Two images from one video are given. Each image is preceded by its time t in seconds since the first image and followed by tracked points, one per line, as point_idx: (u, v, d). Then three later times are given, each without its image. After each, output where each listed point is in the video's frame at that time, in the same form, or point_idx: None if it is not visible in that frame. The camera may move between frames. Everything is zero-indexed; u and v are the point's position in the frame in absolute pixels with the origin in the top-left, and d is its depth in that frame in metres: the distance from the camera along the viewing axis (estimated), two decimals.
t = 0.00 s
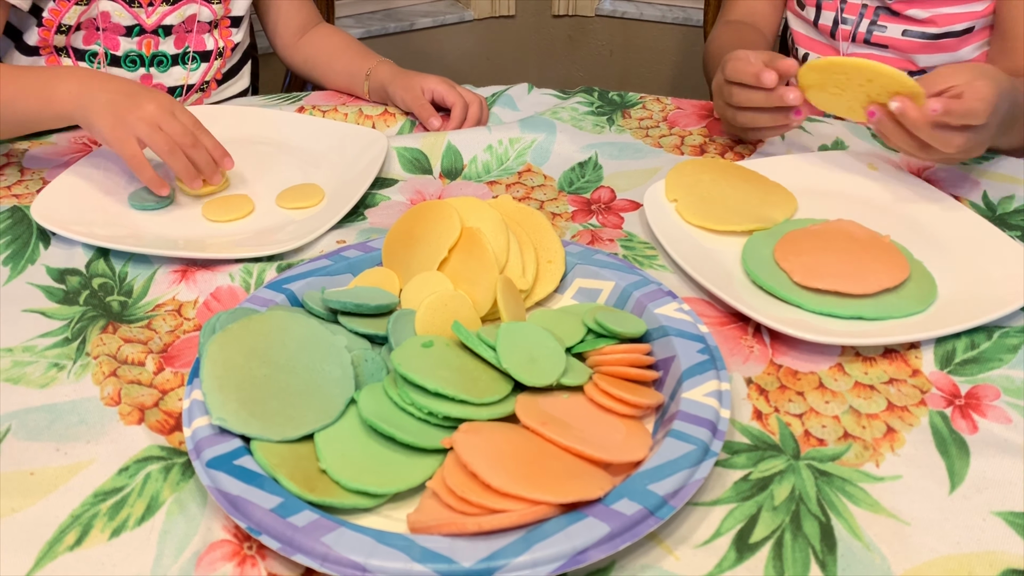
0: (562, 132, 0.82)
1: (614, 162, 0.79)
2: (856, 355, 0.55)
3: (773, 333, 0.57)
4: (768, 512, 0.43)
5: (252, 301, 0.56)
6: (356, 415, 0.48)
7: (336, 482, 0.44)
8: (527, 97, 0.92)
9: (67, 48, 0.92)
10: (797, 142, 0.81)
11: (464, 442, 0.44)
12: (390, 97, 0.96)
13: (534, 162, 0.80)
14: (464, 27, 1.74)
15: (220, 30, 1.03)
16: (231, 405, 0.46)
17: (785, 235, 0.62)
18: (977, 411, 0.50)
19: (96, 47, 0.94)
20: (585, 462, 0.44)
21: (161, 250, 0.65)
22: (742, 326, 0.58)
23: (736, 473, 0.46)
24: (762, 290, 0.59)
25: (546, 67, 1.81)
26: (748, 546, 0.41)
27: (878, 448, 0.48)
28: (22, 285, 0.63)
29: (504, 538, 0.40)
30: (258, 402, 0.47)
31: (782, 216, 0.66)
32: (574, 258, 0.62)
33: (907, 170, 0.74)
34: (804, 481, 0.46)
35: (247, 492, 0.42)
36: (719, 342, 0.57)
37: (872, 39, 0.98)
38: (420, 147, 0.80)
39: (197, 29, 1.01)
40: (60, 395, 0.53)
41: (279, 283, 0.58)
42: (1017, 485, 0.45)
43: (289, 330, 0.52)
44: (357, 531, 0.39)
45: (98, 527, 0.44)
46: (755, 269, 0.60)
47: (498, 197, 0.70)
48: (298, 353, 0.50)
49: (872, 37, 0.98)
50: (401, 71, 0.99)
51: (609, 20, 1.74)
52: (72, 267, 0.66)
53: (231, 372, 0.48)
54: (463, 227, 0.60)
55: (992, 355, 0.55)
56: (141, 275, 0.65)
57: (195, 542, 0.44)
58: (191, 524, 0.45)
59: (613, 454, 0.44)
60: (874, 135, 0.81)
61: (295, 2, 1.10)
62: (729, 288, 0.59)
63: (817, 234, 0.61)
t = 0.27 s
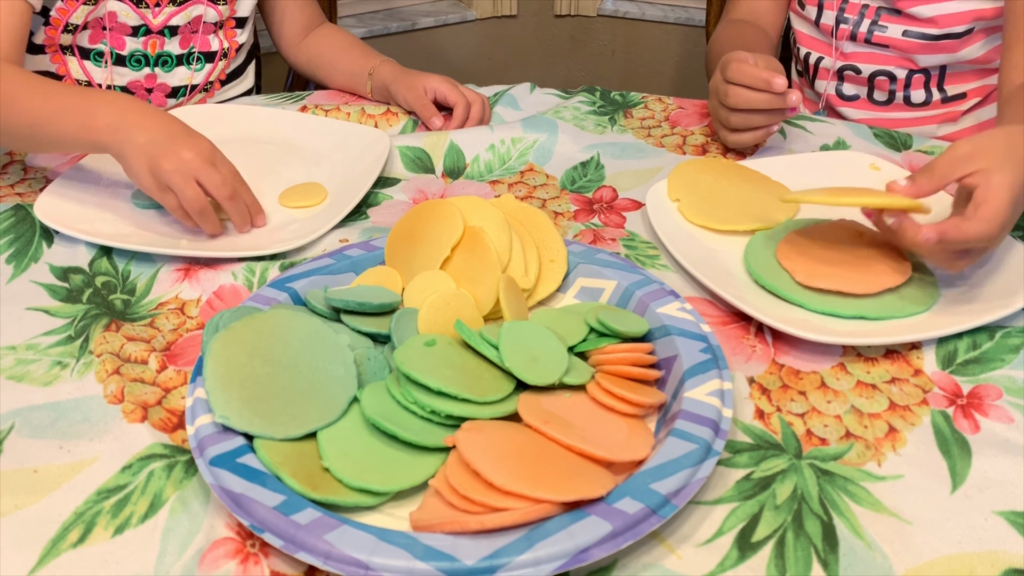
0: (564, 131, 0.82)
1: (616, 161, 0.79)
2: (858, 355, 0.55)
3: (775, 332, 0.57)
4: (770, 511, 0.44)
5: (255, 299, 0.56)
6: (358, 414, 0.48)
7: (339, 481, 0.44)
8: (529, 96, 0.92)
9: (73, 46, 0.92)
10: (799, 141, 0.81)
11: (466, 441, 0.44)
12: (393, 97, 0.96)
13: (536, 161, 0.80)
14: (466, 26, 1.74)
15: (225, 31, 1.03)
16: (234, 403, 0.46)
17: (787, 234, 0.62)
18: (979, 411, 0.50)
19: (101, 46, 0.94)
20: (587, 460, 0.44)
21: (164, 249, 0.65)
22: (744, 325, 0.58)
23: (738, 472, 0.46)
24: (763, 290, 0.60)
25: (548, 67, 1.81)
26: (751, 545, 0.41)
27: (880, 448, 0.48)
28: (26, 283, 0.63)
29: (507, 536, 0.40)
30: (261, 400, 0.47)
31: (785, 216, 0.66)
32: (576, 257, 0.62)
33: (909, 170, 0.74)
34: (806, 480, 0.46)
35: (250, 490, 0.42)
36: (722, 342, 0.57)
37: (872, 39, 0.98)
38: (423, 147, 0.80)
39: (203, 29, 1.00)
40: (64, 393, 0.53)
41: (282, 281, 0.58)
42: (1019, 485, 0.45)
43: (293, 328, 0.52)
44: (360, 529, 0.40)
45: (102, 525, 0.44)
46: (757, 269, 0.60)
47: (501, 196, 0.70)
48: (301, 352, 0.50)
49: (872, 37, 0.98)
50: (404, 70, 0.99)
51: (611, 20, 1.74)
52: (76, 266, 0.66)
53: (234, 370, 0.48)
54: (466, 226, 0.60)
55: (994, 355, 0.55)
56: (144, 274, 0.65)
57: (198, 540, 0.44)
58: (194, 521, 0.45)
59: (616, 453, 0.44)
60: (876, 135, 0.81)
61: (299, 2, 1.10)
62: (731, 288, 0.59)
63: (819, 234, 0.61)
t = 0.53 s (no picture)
0: (566, 132, 0.82)
1: (618, 162, 0.79)
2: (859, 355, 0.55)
3: (777, 333, 0.57)
4: (772, 511, 0.44)
5: (257, 298, 0.56)
6: (361, 413, 0.48)
7: (341, 480, 0.44)
8: (531, 97, 0.92)
9: (76, 50, 0.92)
10: (802, 142, 0.81)
11: (468, 440, 0.44)
12: (396, 97, 0.96)
13: (538, 162, 0.80)
14: (468, 27, 1.74)
15: (227, 34, 1.03)
16: (236, 402, 0.46)
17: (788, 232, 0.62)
18: (980, 412, 0.50)
19: (104, 50, 0.94)
20: (589, 460, 0.44)
21: (166, 248, 0.65)
22: (746, 326, 0.58)
23: (740, 473, 0.46)
24: (765, 291, 0.60)
25: (550, 68, 1.81)
26: (752, 545, 0.42)
27: (881, 448, 0.48)
28: (28, 282, 0.63)
29: (509, 535, 0.40)
30: (263, 398, 0.47)
31: (786, 217, 0.66)
32: (578, 258, 0.62)
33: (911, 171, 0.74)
34: (807, 481, 0.46)
35: (252, 489, 0.42)
36: (723, 342, 0.57)
37: (883, 45, 0.98)
38: (425, 147, 0.81)
39: (206, 32, 1.01)
40: (66, 392, 0.53)
41: (284, 281, 0.58)
42: (1021, 487, 0.45)
43: (295, 328, 0.52)
44: (362, 528, 0.40)
45: (104, 523, 0.44)
46: (759, 269, 0.60)
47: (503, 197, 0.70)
48: (303, 352, 0.50)
49: (883, 43, 0.98)
50: (407, 70, 0.99)
51: (613, 21, 1.74)
52: (78, 265, 0.66)
53: (236, 369, 0.49)
54: (468, 226, 0.60)
55: (996, 356, 0.55)
56: (146, 273, 0.65)
57: (200, 539, 0.44)
58: (197, 520, 0.45)
59: (617, 452, 0.44)
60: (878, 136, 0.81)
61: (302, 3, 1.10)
62: (733, 288, 0.59)
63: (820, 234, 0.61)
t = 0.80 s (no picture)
0: (567, 133, 0.82)
1: (619, 162, 0.79)
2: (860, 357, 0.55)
3: (777, 333, 0.57)
4: (772, 512, 0.44)
5: (258, 298, 0.56)
6: (361, 413, 0.48)
7: (341, 480, 0.44)
8: (532, 97, 0.92)
9: (76, 52, 0.92)
10: (803, 143, 0.81)
11: (468, 440, 0.44)
12: (397, 97, 0.96)
13: (539, 162, 0.80)
14: (469, 27, 1.74)
15: (226, 33, 1.04)
16: (237, 402, 0.46)
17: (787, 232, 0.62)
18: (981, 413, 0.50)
19: (103, 51, 0.94)
20: (588, 461, 0.44)
21: (167, 248, 0.65)
22: (747, 327, 0.58)
23: (740, 473, 0.46)
24: (766, 292, 0.60)
25: (551, 69, 1.81)
26: (752, 546, 0.41)
27: (882, 449, 0.48)
28: (29, 282, 0.63)
29: (509, 536, 0.40)
30: (263, 398, 0.47)
31: (788, 218, 0.66)
32: (578, 259, 0.62)
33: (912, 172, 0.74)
34: (807, 482, 0.46)
35: (252, 489, 0.42)
36: (724, 343, 0.57)
37: (890, 51, 0.98)
38: (426, 147, 0.81)
39: (204, 32, 1.01)
40: (66, 392, 0.53)
41: (285, 281, 0.58)
42: (1021, 488, 0.45)
43: (295, 328, 0.52)
44: (362, 528, 0.40)
45: (104, 523, 0.44)
46: (759, 270, 0.60)
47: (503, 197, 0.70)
48: (303, 352, 0.50)
49: (890, 49, 0.98)
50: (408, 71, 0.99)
51: (614, 22, 1.74)
52: (79, 264, 0.66)
53: (236, 369, 0.49)
54: (469, 227, 0.60)
55: (996, 358, 0.55)
56: (147, 273, 0.65)
57: (200, 539, 0.44)
58: (197, 520, 0.45)
59: (617, 453, 0.44)
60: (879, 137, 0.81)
61: (305, 4, 1.10)
62: (734, 289, 0.59)
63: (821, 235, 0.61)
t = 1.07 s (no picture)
0: (568, 132, 0.82)
1: (621, 162, 0.79)
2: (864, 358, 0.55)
3: (779, 333, 0.57)
4: (775, 512, 0.43)
5: (260, 297, 0.56)
6: (362, 412, 0.48)
7: (342, 479, 0.44)
8: (534, 97, 0.92)
9: (78, 45, 0.93)
10: (805, 143, 0.81)
11: (470, 440, 0.44)
12: (399, 97, 0.96)
13: (541, 162, 0.80)
14: (471, 28, 1.74)
15: (228, 30, 1.03)
16: (238, 402, 0.46)
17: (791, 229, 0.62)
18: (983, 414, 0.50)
19: (105, 44, 0.94)
20: (590, 461, 0.44)
21: (168, 247, 0.65)
22: (749, 327, 0.58)
23: (742, 473, 0.46)
24: (769, 292, 0.59)
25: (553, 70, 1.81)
26: (754, 546, 0.41)
27: (884, 450, 0.47)
28: (30, 281, 0.63)
29: (511, 536, 0.40)
30: (265, 398, 0.47)
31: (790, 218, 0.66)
32: (580, 258, 0.62)
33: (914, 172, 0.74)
34: (809, 482, 0.45)
35: (254, 488, 0.42)
36: (726, 343, 0.57)
37: (892, 59, 0.98)
38: (427, 147, 0.80)
39: (206, 28, 1.01)
40: (67, 391, 0.53)
41: (286, 280, 0.58)
42: None
43: (296, 327, 0.52)
44: (364, 528, 0.40)
45: (105, 522, 0.44)
46: (761, 269, 0.60)
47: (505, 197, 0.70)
48: (305, 351, 0.50)
49: (892, 58, 0.98)
50: (410, 70, 0.99)
51: (615, 22, 1.74)
52: (80, 264, 0.66)
53: (237, 368, 0.48)
54: (470, 226, 0.60)
55: (999, 359, 0.55)
56: (148, 272, 0.65)
57: (201, 538, 0.44)
58: (198, 520, 0.45)
59: (619, 453, 0.44)
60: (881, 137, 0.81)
61: (308, 4, 1.10)
62: (736, 289, 0.59)
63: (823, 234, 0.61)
